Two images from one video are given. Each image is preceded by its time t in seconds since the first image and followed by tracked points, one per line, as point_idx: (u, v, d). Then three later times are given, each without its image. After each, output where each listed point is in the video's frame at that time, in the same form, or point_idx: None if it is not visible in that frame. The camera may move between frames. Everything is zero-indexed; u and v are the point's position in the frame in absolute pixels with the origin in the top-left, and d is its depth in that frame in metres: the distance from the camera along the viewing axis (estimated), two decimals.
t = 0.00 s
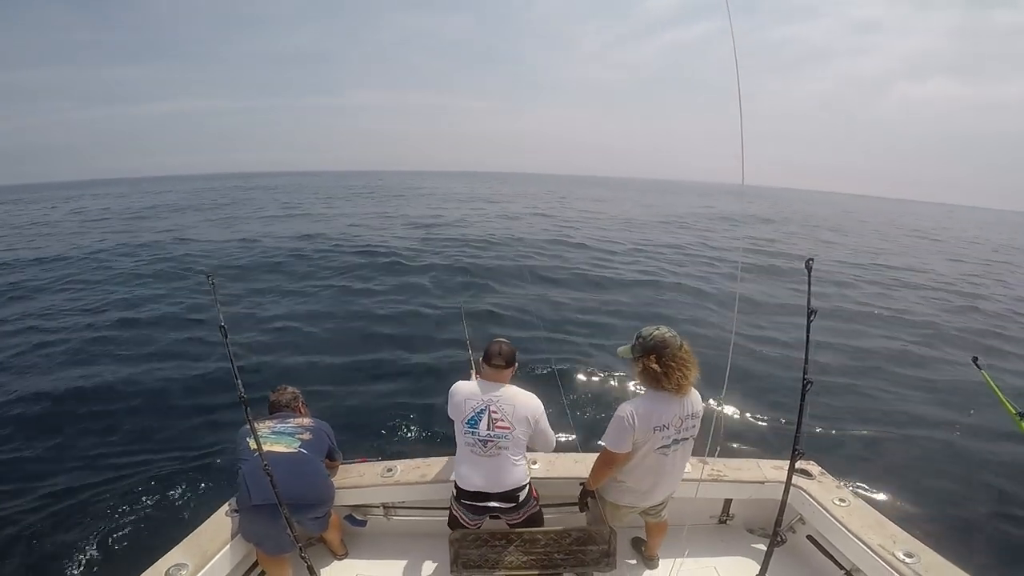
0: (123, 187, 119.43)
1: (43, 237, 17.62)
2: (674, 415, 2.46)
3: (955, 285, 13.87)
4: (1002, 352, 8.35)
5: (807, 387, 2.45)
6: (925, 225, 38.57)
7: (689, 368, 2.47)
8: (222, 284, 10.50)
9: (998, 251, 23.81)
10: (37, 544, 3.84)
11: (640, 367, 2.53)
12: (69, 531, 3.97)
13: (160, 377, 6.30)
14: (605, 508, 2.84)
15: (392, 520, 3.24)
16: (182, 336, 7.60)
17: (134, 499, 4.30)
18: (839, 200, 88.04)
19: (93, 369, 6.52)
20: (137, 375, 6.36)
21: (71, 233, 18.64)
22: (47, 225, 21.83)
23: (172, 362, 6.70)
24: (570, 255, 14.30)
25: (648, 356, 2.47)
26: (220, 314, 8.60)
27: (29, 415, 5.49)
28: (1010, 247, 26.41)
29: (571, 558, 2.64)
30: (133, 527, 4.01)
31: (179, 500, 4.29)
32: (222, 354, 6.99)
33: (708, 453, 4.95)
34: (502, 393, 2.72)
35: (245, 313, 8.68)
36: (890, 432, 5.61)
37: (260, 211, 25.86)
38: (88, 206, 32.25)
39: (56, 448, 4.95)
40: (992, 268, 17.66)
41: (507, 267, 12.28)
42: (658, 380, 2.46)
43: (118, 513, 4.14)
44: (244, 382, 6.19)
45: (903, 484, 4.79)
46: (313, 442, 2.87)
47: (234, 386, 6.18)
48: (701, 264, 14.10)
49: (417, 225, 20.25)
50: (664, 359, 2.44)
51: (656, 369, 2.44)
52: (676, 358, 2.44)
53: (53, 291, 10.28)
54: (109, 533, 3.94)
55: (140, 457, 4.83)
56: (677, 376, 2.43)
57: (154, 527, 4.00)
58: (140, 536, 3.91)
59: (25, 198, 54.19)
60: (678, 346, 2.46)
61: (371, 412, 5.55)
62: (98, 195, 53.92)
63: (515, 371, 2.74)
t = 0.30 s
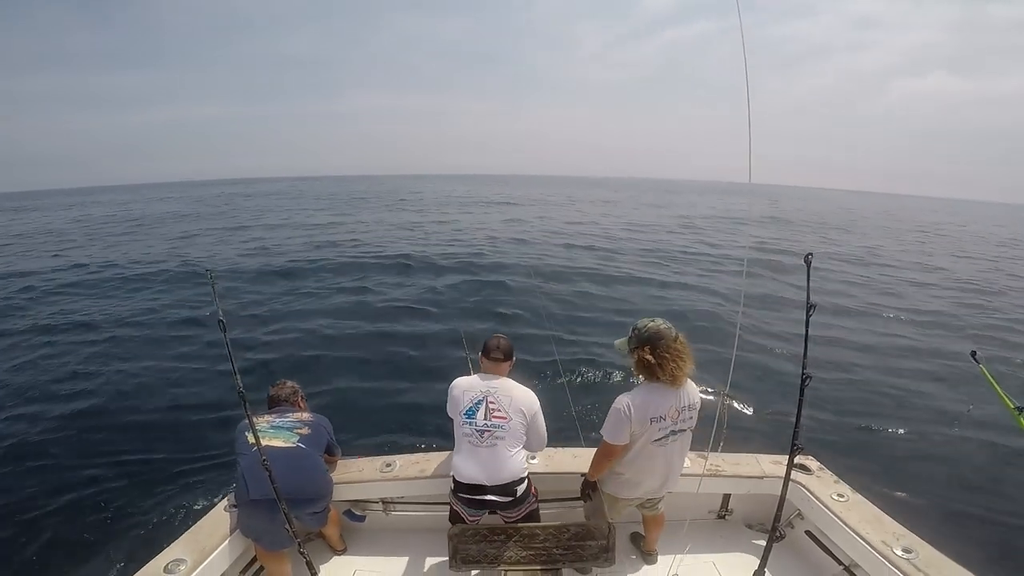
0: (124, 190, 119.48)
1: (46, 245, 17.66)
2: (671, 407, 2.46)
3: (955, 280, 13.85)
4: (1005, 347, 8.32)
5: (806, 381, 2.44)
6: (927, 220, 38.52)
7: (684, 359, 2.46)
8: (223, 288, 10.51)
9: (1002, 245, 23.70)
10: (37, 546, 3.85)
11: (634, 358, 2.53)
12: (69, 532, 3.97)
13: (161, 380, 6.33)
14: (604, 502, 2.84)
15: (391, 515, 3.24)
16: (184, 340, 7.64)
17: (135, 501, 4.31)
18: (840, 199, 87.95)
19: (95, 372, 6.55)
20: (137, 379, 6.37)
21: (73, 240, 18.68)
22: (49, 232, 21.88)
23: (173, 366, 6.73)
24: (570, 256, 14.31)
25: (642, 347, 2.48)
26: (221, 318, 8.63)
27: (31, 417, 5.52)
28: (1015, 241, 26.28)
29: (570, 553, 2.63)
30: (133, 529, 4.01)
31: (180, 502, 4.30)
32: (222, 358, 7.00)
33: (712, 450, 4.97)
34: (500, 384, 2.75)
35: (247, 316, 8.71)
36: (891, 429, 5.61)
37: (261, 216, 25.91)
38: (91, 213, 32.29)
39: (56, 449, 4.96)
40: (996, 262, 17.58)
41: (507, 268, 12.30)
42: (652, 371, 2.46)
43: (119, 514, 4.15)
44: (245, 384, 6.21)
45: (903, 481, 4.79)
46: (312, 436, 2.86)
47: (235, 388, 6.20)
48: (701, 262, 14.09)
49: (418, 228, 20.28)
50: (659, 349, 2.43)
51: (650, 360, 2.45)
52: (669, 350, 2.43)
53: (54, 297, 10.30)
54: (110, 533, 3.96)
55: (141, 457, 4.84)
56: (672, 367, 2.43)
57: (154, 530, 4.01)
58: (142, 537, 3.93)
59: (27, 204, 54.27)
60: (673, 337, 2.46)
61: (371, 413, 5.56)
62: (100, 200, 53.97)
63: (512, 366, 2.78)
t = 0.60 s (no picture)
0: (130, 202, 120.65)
1: (51, 260, 17.79)
2: (672, 407, 2.46)
3: (959, 279, 13.78)
4: (1009, 345, 8.27)
5: (808, 382, 2.44)
6: (932, 220, 38.33)
7: (685, 358, 2.47)
8: (225, 301, 10.57)
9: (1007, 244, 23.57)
10: (38, 553, 3.86)
11: (635, 358, 2.53)
12: (69, 538, 3.99)
13: (165, 390, 6.39)
14: (604, 502, 2.83)
15: (390, 516, 3.24)
16: (187, 351, 7.71)
17: (137, 507, 4.33)
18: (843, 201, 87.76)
19: (99, 384, 6.62)
20: (140, 390, 6.41)
21: (78, 255, 18.81)
22: (54, 247, 22.03)
23: (176, 376, 6.79)
24: (571, 263, 14.35)
25: (643, 346, 2.47)
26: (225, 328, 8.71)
27: (36, 428, 5.58)
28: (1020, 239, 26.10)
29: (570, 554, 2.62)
30: (134, 535, 4.02)
31: (181, 509, 4.32)
32: (224, 369, 7.04)
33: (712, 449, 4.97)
34: (502, 381, 2.75)
35: (250, 326, 8.79)
36: (893, 429, 5.59)
37: (264, 229, 26.06)
38: (95, 229, 32.59)
39: (60, 457, 5.00)
40: (1001, 261, 17.48)
41: (509, 277, 12.34)
42: (654, 371, 2.46)
43: (120, 521, 4.16)
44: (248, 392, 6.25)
45: (907, 481, 4.76)
46: (311, 436, 2.87)
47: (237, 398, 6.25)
48: (703, 266, 14.08)
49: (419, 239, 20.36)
50: (660, 349, 2.43)
51: (651, 360, 2.44)
52: (668, 349, 2.42)
53: (58, 312, 10.37)
54: (111, 539, 3.98)
55: (143, 465, 4.87)
56: (673, 367, 2.43)
57: (154, 536, 4.01)
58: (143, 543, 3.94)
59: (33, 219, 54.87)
60: (673, 337, 2.45)
61: (373, 420, 5.58)
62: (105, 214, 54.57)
63: (515, 363, 2.80)
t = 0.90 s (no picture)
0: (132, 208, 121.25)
1: (56, 275, 17.96)
2: (671, 405, 2.46)
3: (962, 277, 13.71)
4: (1014, 343, 8.23)
5: (808, 383, 2.44)
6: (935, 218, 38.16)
7: (682, 357, 2.47)
8: (227, 313, 10.63)
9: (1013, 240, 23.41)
10: (42, 563, 3.89)
11: (632, 358, 2.53)
12: (72, 548, 4.02)
13: (167, 399, 6.44)
14: (605, 502, 2.83)
15: (391, 516, 3.25)
16: (190, 361, 7.77)
17: (140, 515, 4.37)
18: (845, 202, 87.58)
19: (103, 395, 6.68)
20: (144, 400, 6.47)
21: (83, 269, 18.98)
22: (60, 262, 22.23)
23: (179, 385, 6.85)
24: (572, 268, 14.40)
25: (639, 346, 2.48)
26: (228, 339, 8.79)
27: (41, 440, 5.64)
28: None
29: (571, 554, 2.62)
30: (136, 543, 4.06)
31: (183, 516, 4.34)
32: (225, 376, 7.07)
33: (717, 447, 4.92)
34: (509, 387, 2.73)
35: (253, 336, 8.87)
36: (896, 427, 5.56)
37: (268, 240, 26.19)
38: (101, 241, 32.85)
39: (65, 469, 5.06)
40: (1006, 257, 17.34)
41: (509, 284, 12.37)
42: (652, 370, 2.46)
43: (122, 529, 4.21)
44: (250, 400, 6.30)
45: (910, 480, 4.73)
46: (311, 435, 2.88)
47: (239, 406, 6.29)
48: (703, 268, 14.07)
49: (421, 246, 20.43)
50: (657, 348, 2.43)
51: (649, 359, 2.44)
52: (663, 347, 2.43)
53: (62, 326, 10.44)
54: (114, 548, 4.01)
55: (146, 474, 4.91)
56: (671, 365, 2.43)
57: (157, 542, 4.05)
58: (146, 551, 3.96)
59: (38, 229, 55.36)
60: (669, 335, 2.47)
61: (374, 425, 5.59)
62: (109, 224, 55.03)
63: (524, 366, 2.77)
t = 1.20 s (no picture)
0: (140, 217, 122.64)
1: (65, 287, 18.20)
2: (671, 408, 2.46)
3: (972, 275, 13.53)
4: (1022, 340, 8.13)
5: (808, 387, 2.43)
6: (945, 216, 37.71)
7: (680, 360, 2.47)
8: (231, 323, 10.70)
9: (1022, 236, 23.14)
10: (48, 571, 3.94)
11: (630, 362, 2.54)
12: (78, 556, 4.07)
13: (173, 408, 6.51)
14: (605, 506, 2.82)
15: (392, 519, 3.25)
16: (196, 371, 7.86)
17: (144, 522, 4.41)
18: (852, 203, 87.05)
19: (110, 405, 6.77)
20: (150, 409, 6.55)
21: (92, 281, 19.22)
22: (69, 274, 22.52)
23: (185, 395, 6.93)
24: (575, 273, 14.44)
25: (636, 349, 2.48)
26: (233, 349, 8.89)
27: (49, 448, 5.71)
28: None
29: (571, 557, 2.61)
30: (139, 553, 4.09)
31: (187, 523, 4.38)
32: (230, 385, 7.15)
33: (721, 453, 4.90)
34: (513, 398, 2.68)
35: (258, 346, 8.96)
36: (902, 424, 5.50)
37: (273, 250, 26.43)
38: (109, 253, 33.19)
39: (71, 478, 5.13)
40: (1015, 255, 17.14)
41: (513, 290, 12.37)
42: (649, 374, 2.46)
43: (123, 538, 4.23)
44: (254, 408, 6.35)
45: (920, 479, 4.64)
46: (311, 439, 2.90)
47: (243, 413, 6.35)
48: (708, 271, 13.99)
49: (425, 254, 20.49)
50: (653, 351, 2.44)
51: (645, 363, 2.44)
52: (659, 350, 2.44)
53: (70, 338, 10.56)
54: (119, 556, 4.05)
55: (150, 483, 4.97)
56: (669, 369, 2.43)
57: (156, 552, 4.08)
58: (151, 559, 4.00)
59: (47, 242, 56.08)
60: (665, 338, 2.47)
61: (376, 432, 5.60)
62: (118, 236, 55.71)
63: (530, 374, 2.69)
